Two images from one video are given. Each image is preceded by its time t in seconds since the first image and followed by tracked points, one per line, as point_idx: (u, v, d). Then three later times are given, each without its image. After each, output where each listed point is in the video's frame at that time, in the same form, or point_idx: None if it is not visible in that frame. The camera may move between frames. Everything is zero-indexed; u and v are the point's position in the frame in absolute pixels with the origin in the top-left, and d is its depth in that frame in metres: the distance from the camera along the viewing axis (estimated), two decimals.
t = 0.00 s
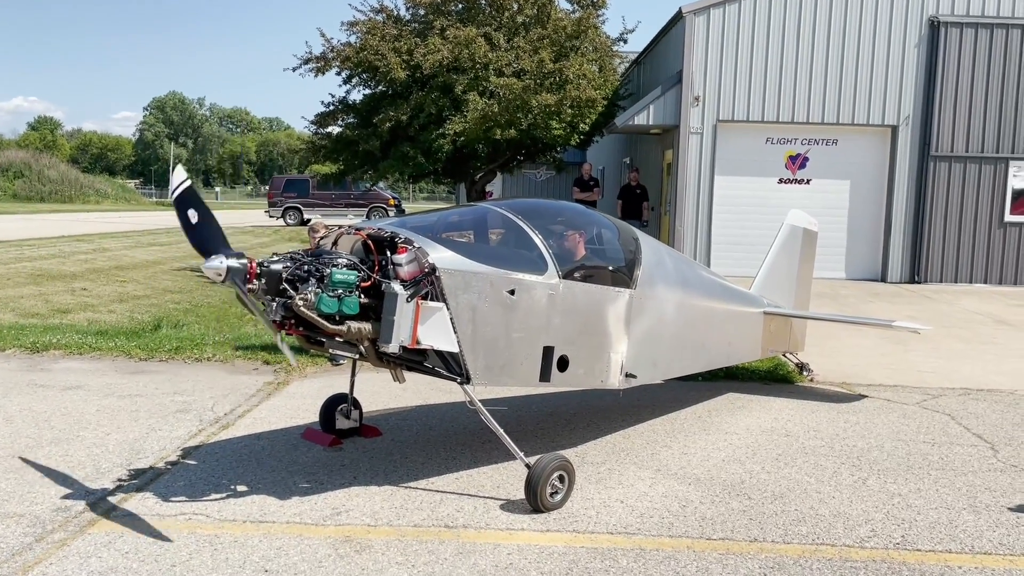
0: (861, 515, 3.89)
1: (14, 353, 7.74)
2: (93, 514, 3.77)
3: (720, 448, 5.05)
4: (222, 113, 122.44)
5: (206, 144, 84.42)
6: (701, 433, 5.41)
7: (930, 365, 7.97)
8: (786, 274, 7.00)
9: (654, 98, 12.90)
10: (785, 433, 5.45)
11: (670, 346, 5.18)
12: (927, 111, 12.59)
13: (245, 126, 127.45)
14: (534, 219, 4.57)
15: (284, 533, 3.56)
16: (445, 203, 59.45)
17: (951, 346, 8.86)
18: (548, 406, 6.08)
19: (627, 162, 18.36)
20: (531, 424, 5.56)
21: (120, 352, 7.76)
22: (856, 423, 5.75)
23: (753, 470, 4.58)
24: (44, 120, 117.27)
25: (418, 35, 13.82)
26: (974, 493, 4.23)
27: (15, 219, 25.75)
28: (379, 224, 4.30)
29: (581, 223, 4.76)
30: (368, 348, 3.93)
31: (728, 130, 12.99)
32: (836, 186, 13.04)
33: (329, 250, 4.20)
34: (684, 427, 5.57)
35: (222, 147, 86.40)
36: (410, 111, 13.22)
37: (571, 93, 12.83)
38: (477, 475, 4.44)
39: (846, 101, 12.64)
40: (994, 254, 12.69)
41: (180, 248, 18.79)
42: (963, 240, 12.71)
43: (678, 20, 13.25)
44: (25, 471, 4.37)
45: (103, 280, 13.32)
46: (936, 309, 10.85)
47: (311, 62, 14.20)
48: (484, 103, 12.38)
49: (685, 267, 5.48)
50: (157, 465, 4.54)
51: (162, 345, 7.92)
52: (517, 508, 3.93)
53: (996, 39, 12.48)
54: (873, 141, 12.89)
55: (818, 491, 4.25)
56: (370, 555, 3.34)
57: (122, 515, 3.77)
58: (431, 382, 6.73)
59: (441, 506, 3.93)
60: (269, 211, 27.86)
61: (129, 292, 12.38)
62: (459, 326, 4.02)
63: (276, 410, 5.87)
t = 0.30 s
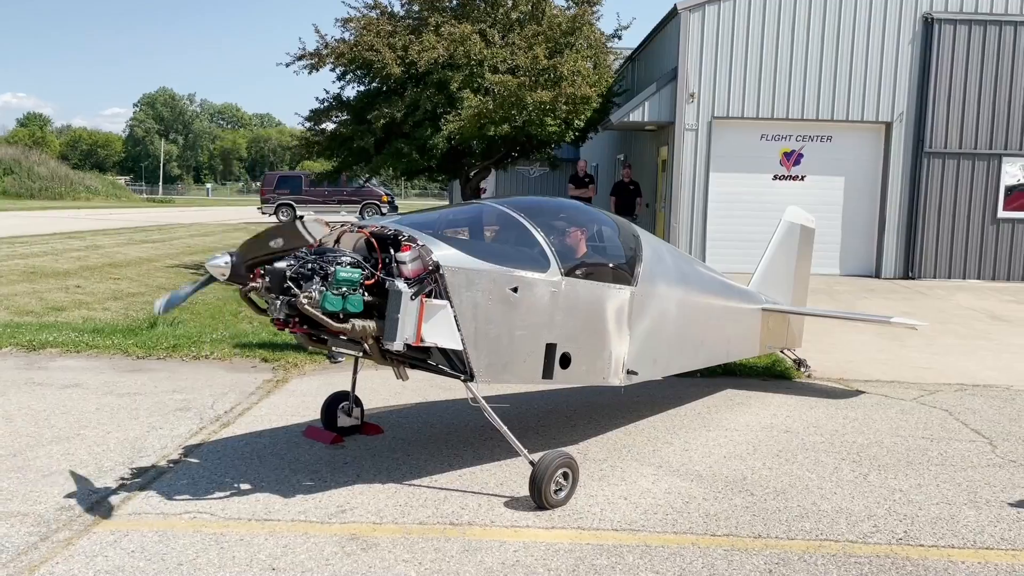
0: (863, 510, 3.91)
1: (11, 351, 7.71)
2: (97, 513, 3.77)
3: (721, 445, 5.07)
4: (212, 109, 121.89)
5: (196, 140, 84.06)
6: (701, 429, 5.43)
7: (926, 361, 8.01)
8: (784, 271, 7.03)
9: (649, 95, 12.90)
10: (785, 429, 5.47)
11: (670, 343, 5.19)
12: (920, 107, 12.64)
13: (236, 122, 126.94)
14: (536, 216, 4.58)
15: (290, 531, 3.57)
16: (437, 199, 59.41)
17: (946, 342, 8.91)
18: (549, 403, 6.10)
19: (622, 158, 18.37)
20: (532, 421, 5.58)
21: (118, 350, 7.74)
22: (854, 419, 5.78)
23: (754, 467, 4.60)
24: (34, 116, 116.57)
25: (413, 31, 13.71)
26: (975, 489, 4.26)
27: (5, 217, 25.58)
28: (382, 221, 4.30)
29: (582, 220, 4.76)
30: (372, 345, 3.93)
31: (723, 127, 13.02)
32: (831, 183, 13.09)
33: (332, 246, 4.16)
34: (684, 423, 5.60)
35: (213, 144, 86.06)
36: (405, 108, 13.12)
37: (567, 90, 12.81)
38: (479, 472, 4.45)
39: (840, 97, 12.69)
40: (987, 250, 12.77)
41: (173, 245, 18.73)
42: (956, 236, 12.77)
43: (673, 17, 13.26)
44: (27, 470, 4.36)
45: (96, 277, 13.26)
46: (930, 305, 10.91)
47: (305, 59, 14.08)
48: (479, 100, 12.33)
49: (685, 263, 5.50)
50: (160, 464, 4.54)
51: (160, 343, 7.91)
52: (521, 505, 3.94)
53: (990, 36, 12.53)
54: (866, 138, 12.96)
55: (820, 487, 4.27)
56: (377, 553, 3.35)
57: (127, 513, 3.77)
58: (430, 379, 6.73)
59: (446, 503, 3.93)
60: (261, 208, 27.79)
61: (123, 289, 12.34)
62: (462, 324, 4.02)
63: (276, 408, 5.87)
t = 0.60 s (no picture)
0: (871, 505, 3.95)
1: (10, 349, 7.68)
2: (108, 512, 3.77)
3: (726, 441, 5.10)
4: (202, 106, 121.51)
5: (186, 136, 83.62)
6: (705, 425, 5.46)
7: (924, 356, 8.06)
8: (784, 268, 7.06)
9: (645, 91, 12.89)
10: (789, 425, 5.51)
11: (675, 340, 5.22)
12: (915, 104, 12.69)
13: (225, 118, 126.29)
14: (543, 213, 4.59)
15: (303, 528, 3.58)
16: (428, 195, 59.31)
17: (942, 337, 8.97)
18: (553, 400, 6.12)
19: (616, 154, 18.39)
20: (537, 418, 5.60)
21: (118, 347, 7.72)
22: (857, 414, 5.83)
23: (761, 462, 4.64)
24: (22, 113, 115.82)
25: (408, 27, 13.57)
26: (980, 483, 4.30)
27: None
28: (393, 219, 4.29)
29: (589, 217, 4.78)
30: (383, 344, 3.94)
31: (719, 123, 13.04)
32: (826, 179, 13.14)
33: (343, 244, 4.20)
34: (688, 419, 5.62)
35: (203, 140, 85.68)
36: (400, 104, 12.96)
37: (563, 86, 12.78)
38: (488, 468, 4.47)
39: (835, 94, 12.72)
40: (981, 246, 12.85)
41: (166, 242, 18.65)
42: (951, 233, 12.84)
43: (669, 13, 13.26)
44: (35, 468, 4.35)
45: (91, 275, 13.20)
46: (927, 301, 10.98)
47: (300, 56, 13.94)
48: (475, 98, 12.22)
49: (689, 260, 5.53)
50: (168, 462, 4.54)
51: (160, 341, 7.89)
52: (532, 501, 3.96)
53: (984, 33, 12.59)
54: (861, 134, 13.01)
55: (826, 482, 4.31)
56: (392, 549, 3.36)
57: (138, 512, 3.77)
58: (433, 375, 6.75)
59: (457, 500, 3.95)
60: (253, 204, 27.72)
61: (118, 287, 12.28)
62: (472, 322, 4.04)
63: (281, 405, 5.87)
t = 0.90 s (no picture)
0: (878, 497, 4.00)
1: (11, 346, 7.66)
2: (122, 507, 3.78)
3: (731, 434, 5.15)
4: (192, 101, 120.87)
5: (175, 132, 83.09)
6: (710, 419, 5.50)
7: (921, 351, 8.13)
8: (785, 264, 7.11)
9: (641, 88, 12.98)
10: (792, 419, 5.56)
11: (681, 335, 5.25)
12: (910, 101, 12.76)
13: (213, 112, 125.58)
14: (550, 208, 4.62)
15: (319, 522, 3.60)
16: (419, 191, 59.14)
17: (938, 332, 9.04)
18: (557, 395, 6.16)
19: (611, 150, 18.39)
20: (543, 412, 5.63)
21: (119, 343, 7.71)
22: (858, 408, 5.89)
23: (767, 455, 4.68)
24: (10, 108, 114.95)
25: (404, 23, 12.87)
26: (984, 475, 4.36)
27: None
28: (404, 215, 4.30)
29: (595, 213, 4.81)
30: (396, 338, 3.97)
31: (715, 119, 13.09)
32: (820, 175, 13.19)
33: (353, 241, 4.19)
34: (693, 413, 5.67)
35: (192, 135, 85.15)
36: (396, 101, 12.32)
37: (558, 82, 12.28)
38: (498, 462, 4.50)
39: (830, 90, 12.78)
40: (974, 241, 12.95)
41: (159, 238, 18.54)
42: (945, 228, 12.94)
43: (665, 9, 13.29)
44: (46, 464, 4.36)
45: (84, 271, 13.10)
46: (923, 296, 11.05)
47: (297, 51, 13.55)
48: (472, 94, 11.76)
49: (693, 255, 5.55)
50: (178, 457, 4.55)
51: (162, 337, 7.88)
52: (544, 494, 3.99)
53: (977, 29, 12.68)
54: (856, 130, 13.09)
55: (833, 474, 4.36)
56: (408, 542, 3.39)
57: (152, 507, 3.78)
58: (436, 370, 6.78)
59: (469, 493, 3.98)
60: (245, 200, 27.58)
61: (113, 283, 12.22)
62: (484, 317, 4.06)
63: (287, 400, 5.89)
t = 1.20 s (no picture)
0: (880, 489, 4.04)
1: (6, 341, 7.62)
2: (129, 501, 3.78)
3: (732, 427, 5.19)
4: (179, 95, 120.13)
5: (162, 126, 82.54)
6: (710, 413, 5.54)
7: (915, 345, 8.20)
8: (782, 259, 7.14)
9: (635, 83, 12.93)
10: (791, 412, 5.60)
11: (682, 329, 5.28)
12: (902, 97, 12.83)
13: (202, 106, 124.84)
14: (553, 203, 4.64)
15: (327, 516, 3.61)
16: (408, 186, 58.97)
17: (931, 326, 9.12)
18: (557, 389, 6.19)
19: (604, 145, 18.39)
20: (544, 406, 5.66)
21: (116, 339, 7.68)
22: (856, 401, 5.94)
23: (768, 448, 4.72)
24: None
25: (398, 18, 12.40)
26: (983, 467, 4.41)
27: None
28: (409, 210, 4.32)
29: (596, 208, 4.81)
30: (402, 332, 3.99)
31: (709, 115, 13.12)
32: (812, 169, 13.26)
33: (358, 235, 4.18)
34: (693, 407, 5.71)
35: (180, 130, 84.65)
36: (390, 95, 11.98)
37: (552, 78, 11.87)
38: (502, 456, 4.52)
39: (823, 85, 12.82)
40: (965, 236, 13.05)
41: (150, 233, 18.42)
42: (936, 224, 13.03)
43: (660, 4, 13.29)
44: (50, 459, 4.35)
45: (76, 267, 12.99)
46: (915, 291, 11.13)
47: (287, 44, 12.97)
48: (466, 89, 11.34)
49: (693, 249, 5.58)
50: (182, 452, 4.55)
51: (159, 332, 7.86)
52: (549, 488, 4.02)
53: (968, 26, 12.76)
54: (848, 126, 13.14)
55: (835, 467, 4.40)
56: (417, 536, 3.41)
57: (159, 501, 3.78)
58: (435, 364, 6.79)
59: (475, 486, 4.00)
60: (234, 195, 27.44)
61: (106, 279, 12.15)
62: (489, 313, 4.09)
63: (288, 395, 5.88)
